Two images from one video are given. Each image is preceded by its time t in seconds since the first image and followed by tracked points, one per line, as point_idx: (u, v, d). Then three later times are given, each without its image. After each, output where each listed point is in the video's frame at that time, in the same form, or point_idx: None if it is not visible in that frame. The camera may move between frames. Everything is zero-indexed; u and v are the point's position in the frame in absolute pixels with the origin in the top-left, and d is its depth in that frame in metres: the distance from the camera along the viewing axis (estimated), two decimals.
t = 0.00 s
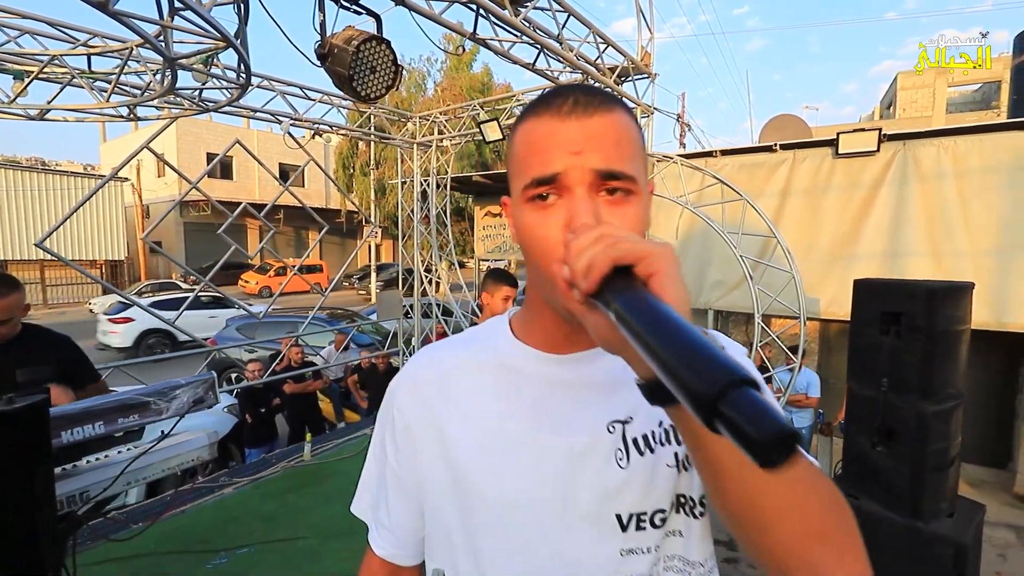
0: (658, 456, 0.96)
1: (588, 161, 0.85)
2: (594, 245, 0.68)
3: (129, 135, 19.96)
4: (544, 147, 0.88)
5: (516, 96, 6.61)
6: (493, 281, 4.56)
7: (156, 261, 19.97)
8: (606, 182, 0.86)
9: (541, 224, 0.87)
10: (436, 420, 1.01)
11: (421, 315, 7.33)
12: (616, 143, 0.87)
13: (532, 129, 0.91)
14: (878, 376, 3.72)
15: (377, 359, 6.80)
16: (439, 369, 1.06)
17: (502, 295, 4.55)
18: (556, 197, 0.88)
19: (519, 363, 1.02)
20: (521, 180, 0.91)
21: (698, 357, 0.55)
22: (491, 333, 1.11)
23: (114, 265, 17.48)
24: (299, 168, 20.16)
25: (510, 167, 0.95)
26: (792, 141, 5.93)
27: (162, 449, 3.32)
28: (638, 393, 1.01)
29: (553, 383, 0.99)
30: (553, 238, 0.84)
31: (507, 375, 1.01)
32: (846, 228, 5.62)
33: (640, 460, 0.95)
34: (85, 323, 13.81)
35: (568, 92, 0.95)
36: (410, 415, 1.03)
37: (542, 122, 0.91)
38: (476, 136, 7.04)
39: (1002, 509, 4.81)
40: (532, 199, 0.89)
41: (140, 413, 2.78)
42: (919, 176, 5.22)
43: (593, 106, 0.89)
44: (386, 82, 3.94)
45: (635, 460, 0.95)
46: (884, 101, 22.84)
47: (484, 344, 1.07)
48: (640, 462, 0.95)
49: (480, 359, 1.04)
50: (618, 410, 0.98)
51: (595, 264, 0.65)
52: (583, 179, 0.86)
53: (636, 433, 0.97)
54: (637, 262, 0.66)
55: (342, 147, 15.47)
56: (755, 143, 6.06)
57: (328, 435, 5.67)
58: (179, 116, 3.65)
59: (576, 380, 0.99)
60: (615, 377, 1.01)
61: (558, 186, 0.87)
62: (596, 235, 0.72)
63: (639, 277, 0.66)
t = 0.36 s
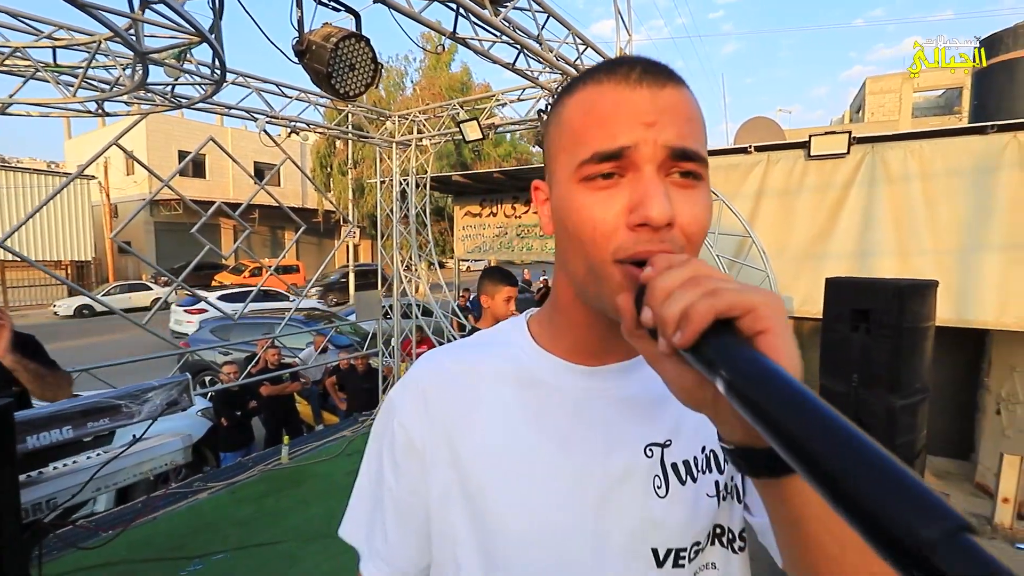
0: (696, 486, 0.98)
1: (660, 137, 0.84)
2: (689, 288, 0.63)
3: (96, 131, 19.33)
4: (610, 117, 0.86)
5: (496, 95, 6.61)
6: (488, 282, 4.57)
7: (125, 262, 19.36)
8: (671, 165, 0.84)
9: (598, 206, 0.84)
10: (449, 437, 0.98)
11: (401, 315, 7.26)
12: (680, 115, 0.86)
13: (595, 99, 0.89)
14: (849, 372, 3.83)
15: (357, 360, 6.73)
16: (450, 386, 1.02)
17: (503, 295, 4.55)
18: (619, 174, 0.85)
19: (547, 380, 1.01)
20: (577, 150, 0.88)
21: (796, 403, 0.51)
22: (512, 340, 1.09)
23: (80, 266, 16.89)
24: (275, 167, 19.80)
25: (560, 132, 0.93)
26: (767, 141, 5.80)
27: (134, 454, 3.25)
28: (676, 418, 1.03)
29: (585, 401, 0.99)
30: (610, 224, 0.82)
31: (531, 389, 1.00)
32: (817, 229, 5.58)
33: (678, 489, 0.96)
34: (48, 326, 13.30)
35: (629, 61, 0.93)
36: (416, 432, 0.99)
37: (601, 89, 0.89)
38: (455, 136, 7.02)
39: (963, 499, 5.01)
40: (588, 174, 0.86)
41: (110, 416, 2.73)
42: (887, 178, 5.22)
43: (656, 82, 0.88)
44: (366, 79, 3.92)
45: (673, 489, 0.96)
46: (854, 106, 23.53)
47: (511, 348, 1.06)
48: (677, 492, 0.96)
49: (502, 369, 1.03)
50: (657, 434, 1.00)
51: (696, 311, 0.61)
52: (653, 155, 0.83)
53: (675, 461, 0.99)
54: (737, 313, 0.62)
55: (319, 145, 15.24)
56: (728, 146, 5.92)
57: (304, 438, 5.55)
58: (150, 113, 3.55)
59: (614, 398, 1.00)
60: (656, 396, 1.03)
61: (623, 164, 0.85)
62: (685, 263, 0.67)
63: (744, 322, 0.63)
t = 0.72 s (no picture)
0: (683, 545, 0.90)
1: (650, 120, 0.77)
2: (730, 317, 0.43)
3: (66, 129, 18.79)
4: (591, 98, 0.79)
5: (476, 95, 6.61)
6: (475, 281, 4.55)
7: (99, 263, 18.85)
8: (666, 161, 0.78)
9: (572, 204, 0.77)
10: (382, 504, 0.84)
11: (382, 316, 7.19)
12: (671, 91, 0.81)
13: (575, 75, 0.81)
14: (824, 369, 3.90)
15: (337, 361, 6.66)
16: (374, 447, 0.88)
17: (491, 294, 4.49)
18: (603, 167, 0.77)
19: (495, 422, 0.91)
20: (551, 134, 0.81)
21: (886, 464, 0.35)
22: (451, 375, 0.99)
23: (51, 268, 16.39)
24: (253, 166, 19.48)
25: (529, 107, 0.86)
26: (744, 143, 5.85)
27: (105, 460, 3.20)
28: (657, 462, 0.94)
29: (544, 445, 0.90)
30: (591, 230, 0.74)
31: (474, 434, 0.90)
32: (793, 229, 5.64)
33: (663, 552, 0.87)
34: (17, 329, 12.88)
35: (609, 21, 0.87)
36: (337, 503, 0.85)
37: (585, 67, 0.81)
38: (437, 136, 6.99)
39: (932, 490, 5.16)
40: (559, 164, 0.80)
41: (78, 423, 2.69)
42: (860, 179, 5.31)
43: (646, 49, 0.83)
44: (342, 79, 3.88)
45: (658, 552, 0.87)
46: (828, 109, 24.10)
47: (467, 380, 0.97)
48: (663, 555, 0.87)
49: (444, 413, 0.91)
50: (638, 487, 0.90)
51: (746, 356, 0.42)
52: (644, 146, 0.76)
53: (659, 519, 0.89)
54: (799, 354, 0.44)
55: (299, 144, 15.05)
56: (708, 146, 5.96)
57: (285, 441, 5.42)
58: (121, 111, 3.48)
59: (579, 441, 0.91)
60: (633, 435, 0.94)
61: (608, 155, 0.77)
62: (712, 275, 0.46)
63: (812, 366, 0.45)
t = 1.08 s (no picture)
0: None
1: (628, 64, 0.73)
2: (844, 383, 0.33)
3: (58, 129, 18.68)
4: (561, 36, 0.73)
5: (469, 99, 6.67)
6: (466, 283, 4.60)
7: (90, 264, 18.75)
8: (652, 114, 0.75)
9: (533, 165, 0.71)
10: None
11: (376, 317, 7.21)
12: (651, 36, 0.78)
13: (538, 17, 0.76)
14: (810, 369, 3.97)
15: (331, 363, 6.67)
16: (225, 571, 0.87)
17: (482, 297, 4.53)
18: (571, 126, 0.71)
19: (436, 503, 0.92)
20: (503, 73, 0.75)
21: None
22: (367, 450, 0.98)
23: (41, 269, 16.28)
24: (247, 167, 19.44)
25: (478, 50, 0.79)
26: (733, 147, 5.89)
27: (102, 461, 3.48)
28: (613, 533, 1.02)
29: (491, 520, 0.93)
30: (565, 201, 0.67)
31: (384, 528, 0.90)
32: (781, 232, 5.69)
33: None
34: (7, 330, 12.80)
35: None
36: None
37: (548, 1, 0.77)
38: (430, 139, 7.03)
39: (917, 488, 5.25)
40: (511, 113, 0.73)
41: (73, 425, 3.12)
42: (847, 182, 5.37)
43: None
44: (336, 87, 3.90)
45: None
46: (818, 112, 24.35)
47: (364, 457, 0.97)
48: None
49: (348, 500, 0.92)
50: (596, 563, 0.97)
51: (903, 442, 0.31)
52: (622, 95, 0.71)
53: None
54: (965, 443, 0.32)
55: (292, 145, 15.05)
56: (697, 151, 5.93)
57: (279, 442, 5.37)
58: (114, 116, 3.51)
59: (529, 517, 0.96)
60: (589, 507, 1.01)
61: (579, 109, 0.71)
62: (775, 315, 0.37)
63: (978, 457, 0.34)
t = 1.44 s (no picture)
0: None
1: (567, 153, 0.81)
2: (663, 403, 0.45)
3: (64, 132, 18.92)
4: (505, 127, 0.80)
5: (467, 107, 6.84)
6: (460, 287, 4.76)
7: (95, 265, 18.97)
8: (588, 209, 0.83)
9: (471, 254, 0.79)
10: None
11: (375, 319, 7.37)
12: (594, 130, 0.87)
13: (488, 105, 0.82)
14: (794, 369, 4.11)
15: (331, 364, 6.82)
16: None
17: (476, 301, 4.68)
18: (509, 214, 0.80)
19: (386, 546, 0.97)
20: (448, 159, 0.82)
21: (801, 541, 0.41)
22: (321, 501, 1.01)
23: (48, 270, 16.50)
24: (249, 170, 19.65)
25: (427, 129, 0.85)
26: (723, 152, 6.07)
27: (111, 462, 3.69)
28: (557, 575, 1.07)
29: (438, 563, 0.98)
30: (500, 289, 0.76)
31: None
32: (769, 235, 5.85)
33: None
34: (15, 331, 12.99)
35: (523, 35, 0.92)
36: None
37: (496, 92, 0.83)
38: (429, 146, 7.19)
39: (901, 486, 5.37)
40: (451, 200, 0.80)
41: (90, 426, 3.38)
42: (832, 188, 5.51)
43: (568, 69, 0.90)
44: (338, 102, 4.04)
45: None
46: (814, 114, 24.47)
47: (300, 511, 1.00)
48: None
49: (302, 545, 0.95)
50: None
51: (693, 445, 0.44)
52: (562, 193, 0.80)
53: None
54: (748, 442, 0.47)
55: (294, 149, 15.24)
56: (689, 155, 6.19)
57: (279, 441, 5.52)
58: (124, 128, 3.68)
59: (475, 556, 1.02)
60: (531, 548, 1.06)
61: (515, 203, 0.79)
62: (630, 351, 0.49)
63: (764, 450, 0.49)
